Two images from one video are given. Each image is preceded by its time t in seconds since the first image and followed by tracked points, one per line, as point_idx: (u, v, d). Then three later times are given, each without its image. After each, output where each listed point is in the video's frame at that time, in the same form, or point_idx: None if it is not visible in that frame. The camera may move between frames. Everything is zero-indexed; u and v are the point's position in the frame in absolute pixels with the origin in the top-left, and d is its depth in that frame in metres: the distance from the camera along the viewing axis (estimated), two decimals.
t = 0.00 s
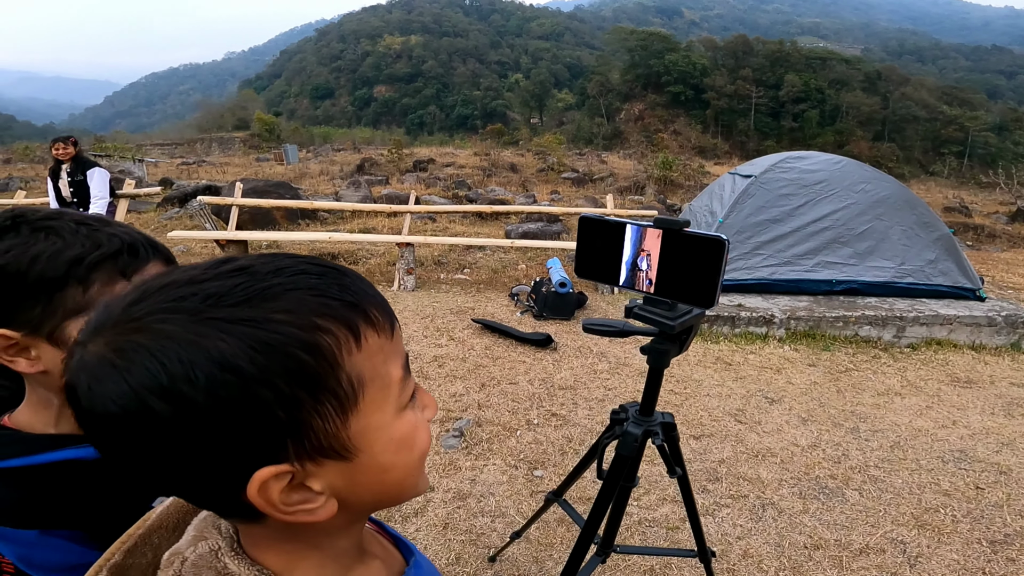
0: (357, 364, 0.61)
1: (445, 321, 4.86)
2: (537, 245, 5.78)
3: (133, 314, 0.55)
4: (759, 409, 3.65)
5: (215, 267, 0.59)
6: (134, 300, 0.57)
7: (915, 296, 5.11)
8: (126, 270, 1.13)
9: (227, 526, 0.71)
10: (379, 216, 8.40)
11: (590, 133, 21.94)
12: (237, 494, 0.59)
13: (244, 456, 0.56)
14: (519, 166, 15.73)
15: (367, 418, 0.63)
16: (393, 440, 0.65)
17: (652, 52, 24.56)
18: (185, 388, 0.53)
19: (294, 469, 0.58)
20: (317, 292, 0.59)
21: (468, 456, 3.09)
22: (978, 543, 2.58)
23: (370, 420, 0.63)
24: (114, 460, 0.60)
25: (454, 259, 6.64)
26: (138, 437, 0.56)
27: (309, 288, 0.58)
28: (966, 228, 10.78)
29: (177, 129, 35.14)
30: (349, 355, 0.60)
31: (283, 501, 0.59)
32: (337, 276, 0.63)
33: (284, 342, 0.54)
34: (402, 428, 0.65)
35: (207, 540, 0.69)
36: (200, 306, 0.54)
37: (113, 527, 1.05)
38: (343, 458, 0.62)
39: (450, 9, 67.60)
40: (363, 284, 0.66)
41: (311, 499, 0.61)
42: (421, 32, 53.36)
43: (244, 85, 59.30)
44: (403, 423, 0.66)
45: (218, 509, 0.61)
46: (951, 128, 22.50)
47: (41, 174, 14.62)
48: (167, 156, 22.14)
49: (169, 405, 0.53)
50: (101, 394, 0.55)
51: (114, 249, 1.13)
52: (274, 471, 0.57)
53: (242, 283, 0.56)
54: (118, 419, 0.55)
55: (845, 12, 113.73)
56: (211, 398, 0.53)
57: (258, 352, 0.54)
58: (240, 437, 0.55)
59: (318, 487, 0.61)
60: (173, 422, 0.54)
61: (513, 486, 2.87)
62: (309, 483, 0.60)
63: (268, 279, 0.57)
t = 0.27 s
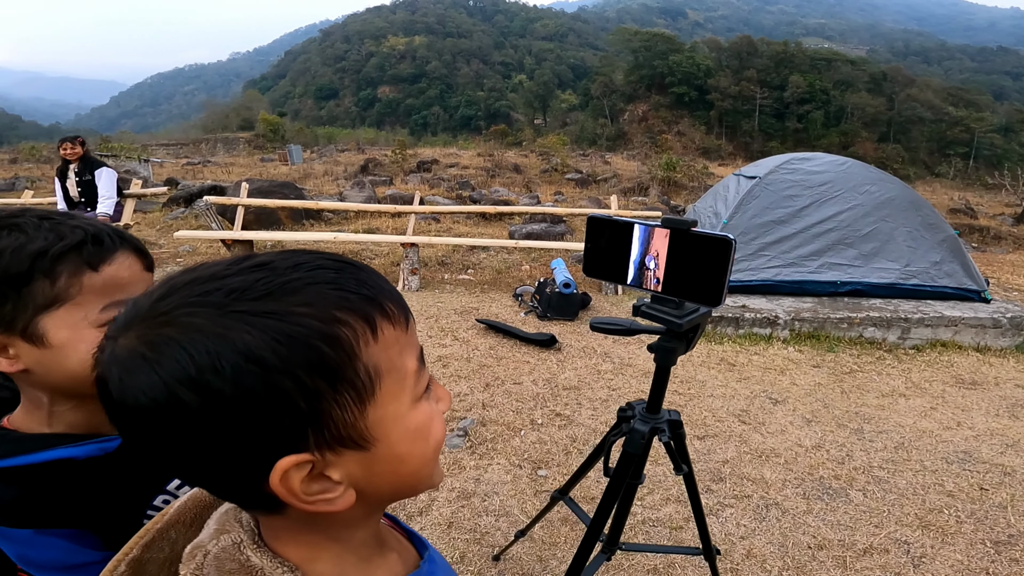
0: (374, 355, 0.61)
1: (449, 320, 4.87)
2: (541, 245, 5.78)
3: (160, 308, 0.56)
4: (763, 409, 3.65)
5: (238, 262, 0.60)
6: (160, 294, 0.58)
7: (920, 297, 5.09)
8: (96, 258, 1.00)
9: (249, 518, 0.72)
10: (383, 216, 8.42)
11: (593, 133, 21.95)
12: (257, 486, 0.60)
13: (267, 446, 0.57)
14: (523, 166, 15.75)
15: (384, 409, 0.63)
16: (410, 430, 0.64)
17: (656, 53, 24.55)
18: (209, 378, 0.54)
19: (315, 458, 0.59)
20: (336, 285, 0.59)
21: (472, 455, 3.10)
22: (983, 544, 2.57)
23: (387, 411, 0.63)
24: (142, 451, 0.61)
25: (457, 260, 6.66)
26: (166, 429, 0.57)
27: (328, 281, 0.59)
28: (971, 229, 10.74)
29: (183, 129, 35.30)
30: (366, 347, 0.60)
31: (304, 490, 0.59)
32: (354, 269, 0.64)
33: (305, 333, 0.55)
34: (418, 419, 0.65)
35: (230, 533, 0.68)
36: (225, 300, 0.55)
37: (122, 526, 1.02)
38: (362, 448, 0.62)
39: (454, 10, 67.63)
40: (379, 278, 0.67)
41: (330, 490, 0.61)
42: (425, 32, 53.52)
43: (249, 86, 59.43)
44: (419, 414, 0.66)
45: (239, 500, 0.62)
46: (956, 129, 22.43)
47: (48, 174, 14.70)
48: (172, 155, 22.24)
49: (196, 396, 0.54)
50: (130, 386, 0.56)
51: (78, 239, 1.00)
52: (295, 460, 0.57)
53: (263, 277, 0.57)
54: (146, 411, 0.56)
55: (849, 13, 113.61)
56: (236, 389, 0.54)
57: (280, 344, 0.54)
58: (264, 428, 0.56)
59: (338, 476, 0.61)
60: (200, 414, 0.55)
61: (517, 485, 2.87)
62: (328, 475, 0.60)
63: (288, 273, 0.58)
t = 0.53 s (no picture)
0: (388, 346, 0.61)
1: (450, 321, 4.87)
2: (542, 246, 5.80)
3: (177, 306, 0.56)
4: (763, 411, 3.65)
5: (248, 261, 0.60)
6: (175, 293, 0.58)
7: (920, 300, 5.09)
8: (39, 251, 0.96)
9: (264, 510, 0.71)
10: (383, 217, 8.43)
11: (595, 135, 21.96)
12: (279, 479, 0.59)
13: (287, 439, 0.57)
14: (523, 167, 15.75)
15: (399, 398, 0.63)
16: (426, 420, 0.65)
17: (657, 55, 24.57)
18: (229, 374, 0.54)
19: (335, 450, 0.59)
20: (346, 280, 0.60)
21: (472, 455, 3.10)
22: (980, 545, 2.57)
23: (403, 400, 0.63)
24: (163, 451, 0.62)
25: (458, 261, 6.66)
26: (186, 428, 0.57)
27: (339, 274, 0.60)
28: (972, 232, 10.73)
29: (184, 129, 35.31)
30: (380, 337, 0.60)
31: (326, 483, 0.60)
32: (361, 264, 0.64)
33: (322, 325, 0.56)
34: (433, 408, 0.66)
35: (247, 522, 0.68)
36: (240, 296, 0.56)
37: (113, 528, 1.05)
38: (381, 439, 0.62)
39: (455, 11, 67.66)
40: (387, 273, 0.67)
41: (352, 483, 0.61)
42: (427, 33, 53.53)
43: (250, 86, 59.40)
44: (433, 403, 0.66)
45: (259, 497, 0.62)
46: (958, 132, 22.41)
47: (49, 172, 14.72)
48: (173, 155, 22.24)
49: (219, 391, 0.54)
50: (149, 387, 0.56)
51: (15, 233, 0.96)
52: (318, 451, 0.57)
53: (275, 275, 0.58)
54: (167, 410, 0.56)
55: (851, 15, 113.68)
56: (256, 384, 0.54)
57: (298, 336, 0.55)
58: (284, 419, 0.56)
59: (359, 468, 0.61)
60: (223, 409, 0.55)
61: (517, 485, 2.88)
62: (350, 467, 0.61)
63: (299, 268, 0.59)
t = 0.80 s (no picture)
0: (392, 348, 0.61)
1: (448, 321, 4.87)
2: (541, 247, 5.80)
3: (169, 314, 0.56)
4: (761, 412, 3.65)
5: (243, 266, 0.60)
6: (168, 300, 0.58)
7: (918, 302, 5.10)
8: (24, 246, 0.95)
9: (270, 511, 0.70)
10: (382, 217, 8.42)
11: (594, 136, 21.97)
12: (285, 487, 0.60)
13: (292, 447, 0.57)
14: (523, 168, 15.74)
15: (405, 401, 0.63)
16: (433, 420, 0.64)
17: (658, 56, 24.60)
18: (230, 383, 0.54)
19: (343, 457, 0.59)
20: (347, 281, 0.60)
21: (470, 455, 3.10)
22: (975, 546, 2.58)
23: (409, 403, 0.63)
24: (166, 461, 0.62)
25: (457, 261, 6.65)
26: (188, 438, 0.57)
27: (338, 277, 0.59)
28: (971, 236, 10.74)
29: (183, 127, 35.26)
30: (383, 340, 0.60)
31: (333, 490, 0.60)
32: (361, 264, 0.64)
33: (323, 331, 0.56)
34: (441, 408, 0.65)
35: (254, 523, 0.67)
36: (236, 302, 0.55)
37: (101, 526, 1.02)
38: (388, 441, 0.62)
39: (456, 11, 67.67)
40: (387, 272, 0.67)
41: (360, 488, 0.62)
42: (427, 33, 53.49)
43: (250, 85, 59.39)
44: (441, 402, 0.66)
45: (268, 506, 0.62)
46: (957, 135, 22.44)
47: (48, 170, 14.69)
48: (172, 153, 22.21)
49: (218, 403, 0.54)
50: (146, 398, 0.56)
51: None
52: (325, 459, 0.57)
53: (272, 278, 0.57)
54: (167, 420, 0.56)
55: (851, 17, 113.76)
56: (256, 393, 0.54)
57: (298, 342, 0.54)
58: (287, 426, 0.56)
59: (366, 474, 0.61)
60: (224, 419, 0.55)
61: (515, 485, 2.88)
62: (357, 472, 0.61)
63: (298, 270, 0.59)
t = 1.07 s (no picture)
0: (376, 349, 0.61)
1: (447, 321, 4.87)
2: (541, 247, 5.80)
3: (160, 298, 0.56)
4: (759, 412, 3.65)
5: (237, 257, 0.60)
6: (162, 285, 0.58)
7: (916, 303, 5.11)
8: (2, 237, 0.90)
9: (246, 522, 0.70)
10: (382, 216, 8.41)
11: (594, 136, 21.98)
12: (255, 483, 0.59)
13: (265, 440, 0.56)
14: (522, 168, 15.74)
15: (386, 404, 0.63)
16: (413, 425, 0.64)
17: (658, 56, 24.61)
18: (207, 370, 0.54)
19: (314, 452, 0.58)
20: (338, 280, 0.60)
21: (468, 455, 3.10)
22: (973, 547, 2.58)
23: (389, 406, 0.63)
24: (138, 449, 0.61)
25: (456, 260, 6.65)
26: (163, 424, 0.57)
27: (331, 274, 0.60)
28: (969, 237, 10.74)
29: (183, 126, 35.24)
30: (368, 340, 0.60)
31: (302, 486, 0.59)
32: (355, 266, 0.64)
33: (309, 325, 0.56)
34: (421, 414, 0.65)
35: (226, 538, 0.67)
36: (226, 291, 0.56)
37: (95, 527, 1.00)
38: (363, 443, 0.62)
39: (456, 11, 67.61)
40: (381, 276, 0.67)
41: (329, 488, 0.61)
42: (427, 32, 53.48)
43: (250, 84, 59.27)
44: (422, 408, 0.66)
45: (237, 499, 0.61)
46: (957, 136, 22.45)
47: (47, 169, 14.66)
48: (172, 152, 22.18)
49: (196, 387, 0.54)
50: (125, 382, 0.56)
51: None
52: (295, 454, 0.57)
53: (265, 271, 0.58)
54: (144, 405, 0.56)
55: (851, 18, 113.86)
56: (235, 381, 0.54)
57: (283, 333, 0.54)
58: (265, 420, 0.55)
59: (337, 474, 0.60)
60: (200, 407, 0.54)
61: (513, 485, 2.87)
62: (328, 472, 0.60)
63: (292, 265, 0.59)
